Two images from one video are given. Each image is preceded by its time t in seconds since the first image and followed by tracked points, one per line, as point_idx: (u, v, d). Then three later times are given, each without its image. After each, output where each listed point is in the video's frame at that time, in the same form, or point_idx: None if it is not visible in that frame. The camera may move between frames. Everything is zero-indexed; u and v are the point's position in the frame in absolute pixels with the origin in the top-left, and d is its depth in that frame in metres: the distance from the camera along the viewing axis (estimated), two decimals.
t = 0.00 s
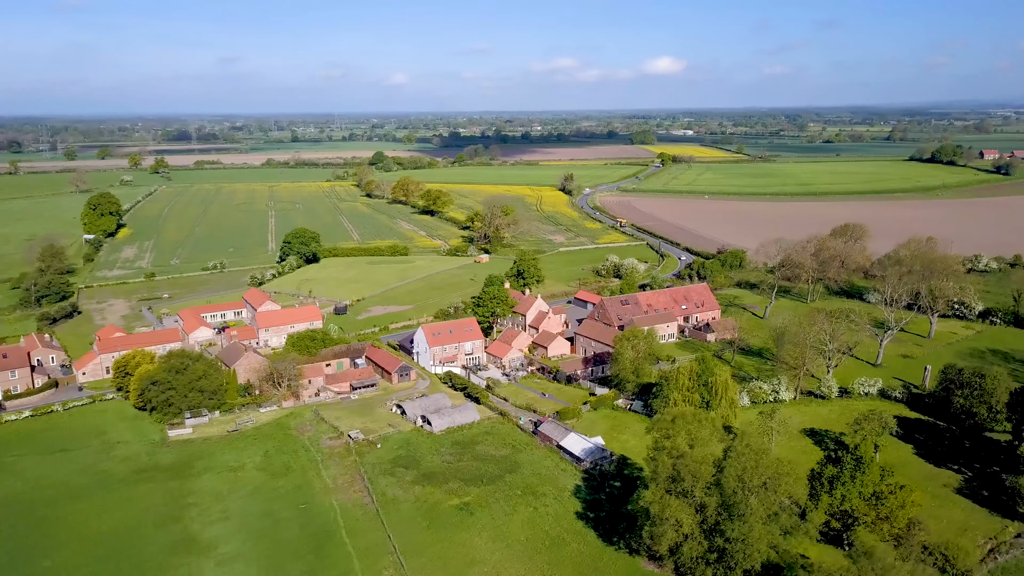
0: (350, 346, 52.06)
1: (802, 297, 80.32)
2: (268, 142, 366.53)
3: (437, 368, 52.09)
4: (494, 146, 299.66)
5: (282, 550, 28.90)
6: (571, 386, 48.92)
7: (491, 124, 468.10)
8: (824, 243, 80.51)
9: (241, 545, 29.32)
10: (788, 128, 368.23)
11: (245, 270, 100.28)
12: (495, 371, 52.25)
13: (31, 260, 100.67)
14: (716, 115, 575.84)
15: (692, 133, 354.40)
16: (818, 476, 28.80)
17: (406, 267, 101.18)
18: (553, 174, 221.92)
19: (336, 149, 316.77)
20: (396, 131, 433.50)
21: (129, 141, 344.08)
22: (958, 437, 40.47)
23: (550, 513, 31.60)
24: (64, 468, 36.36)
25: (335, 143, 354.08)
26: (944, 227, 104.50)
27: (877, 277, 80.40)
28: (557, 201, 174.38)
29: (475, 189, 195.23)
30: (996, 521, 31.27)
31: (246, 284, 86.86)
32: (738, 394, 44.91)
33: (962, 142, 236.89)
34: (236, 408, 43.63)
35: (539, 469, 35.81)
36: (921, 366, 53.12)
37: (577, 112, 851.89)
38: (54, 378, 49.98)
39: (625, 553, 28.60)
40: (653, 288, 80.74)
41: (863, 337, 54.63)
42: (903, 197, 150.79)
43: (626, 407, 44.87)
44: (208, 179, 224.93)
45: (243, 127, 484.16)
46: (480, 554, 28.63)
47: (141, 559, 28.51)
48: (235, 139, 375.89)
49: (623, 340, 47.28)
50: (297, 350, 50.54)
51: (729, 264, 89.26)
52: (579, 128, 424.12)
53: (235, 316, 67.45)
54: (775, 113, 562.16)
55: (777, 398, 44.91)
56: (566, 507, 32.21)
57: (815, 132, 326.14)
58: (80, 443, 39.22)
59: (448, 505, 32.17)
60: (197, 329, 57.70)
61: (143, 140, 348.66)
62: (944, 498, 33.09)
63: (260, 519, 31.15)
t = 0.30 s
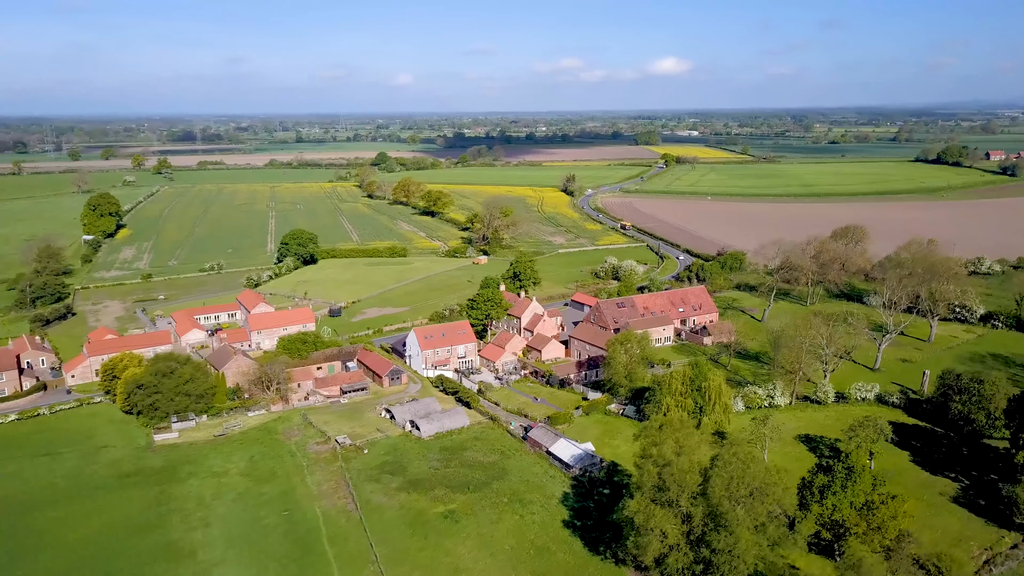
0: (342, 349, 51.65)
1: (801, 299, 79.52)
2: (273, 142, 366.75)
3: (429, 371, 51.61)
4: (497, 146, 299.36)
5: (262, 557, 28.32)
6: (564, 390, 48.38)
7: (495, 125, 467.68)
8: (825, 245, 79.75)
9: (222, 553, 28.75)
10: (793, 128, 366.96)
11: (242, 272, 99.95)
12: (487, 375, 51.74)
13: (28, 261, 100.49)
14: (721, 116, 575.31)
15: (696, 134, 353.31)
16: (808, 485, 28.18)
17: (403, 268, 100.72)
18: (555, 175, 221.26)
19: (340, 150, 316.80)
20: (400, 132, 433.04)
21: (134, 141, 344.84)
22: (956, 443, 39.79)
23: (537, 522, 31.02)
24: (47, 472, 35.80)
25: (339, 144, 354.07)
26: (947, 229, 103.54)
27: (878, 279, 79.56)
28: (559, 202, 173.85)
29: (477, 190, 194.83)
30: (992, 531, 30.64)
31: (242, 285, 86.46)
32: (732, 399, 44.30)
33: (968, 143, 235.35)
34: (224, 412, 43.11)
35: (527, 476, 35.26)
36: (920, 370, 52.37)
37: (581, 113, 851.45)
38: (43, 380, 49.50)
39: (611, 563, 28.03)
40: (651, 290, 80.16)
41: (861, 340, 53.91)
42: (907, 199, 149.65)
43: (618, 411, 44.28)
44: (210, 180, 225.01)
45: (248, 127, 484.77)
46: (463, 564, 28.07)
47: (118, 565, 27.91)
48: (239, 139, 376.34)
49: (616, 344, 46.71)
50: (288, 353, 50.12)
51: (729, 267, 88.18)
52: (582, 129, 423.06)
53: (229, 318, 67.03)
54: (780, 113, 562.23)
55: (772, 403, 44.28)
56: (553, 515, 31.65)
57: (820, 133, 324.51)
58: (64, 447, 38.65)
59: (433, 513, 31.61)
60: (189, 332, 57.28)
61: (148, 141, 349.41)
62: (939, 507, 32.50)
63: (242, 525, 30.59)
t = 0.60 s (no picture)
0: (330, 352, 51.20)
1: (797, 302, 78.86)
2: (275, 143, 366.99)
3: (418, 374, 51.11)
4: (498, 147, 299.07)
5: (238, 566, 27.72)
6: (553, 394, 47.92)
7: (497, 125, 466.88)
8: (820, 247, 79.21)
9: (198, 561, 28.09)
10: (795, 130, 366.55)
11: (236, 273, 99.46)
12: (476, 379, 51.28)
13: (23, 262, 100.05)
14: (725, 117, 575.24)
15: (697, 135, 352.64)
16: (794, 493, 27.65)
17: (398, 270, 100.29)
18: (554, 176, 220.69)
19: (341, 151, 316.61)
20: (401, 133, 433.23)
21: (136, 142, 344.90)
22: (948, 450, 39.21)
23: (519, 530, 30.50)
24: (24, 476, 35.04)
25: (341, 145, 353.65)
26: (946, 231, 102.90)
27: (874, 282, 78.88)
28: (557, 203, 173.45)
29: (476, 191, 194.42)
30: (983, 541, 30.06)
31: (235, 287, 86.04)
32: (723, 404, 43.82)
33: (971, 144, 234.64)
34: (208, 416, 42.57)
35: (512, 482, 34.79)
36: (914, 375, 51.79)
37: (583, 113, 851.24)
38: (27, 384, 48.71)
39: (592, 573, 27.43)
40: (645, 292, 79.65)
41: (855, 344, 53.34)
42: (907, 200, 148.89)
43: (607, 416, 43.76)
44: (209, 180, 224.63)
45: (249, 128, 484.47)
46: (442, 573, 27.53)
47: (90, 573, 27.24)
48: (241, 140, 376.16)
49: (606, 347, 46.21)
50: (275, 356, 49.65)
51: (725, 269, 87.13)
52: (583, 130, 422.53)
53: (219, 320, 66.47)
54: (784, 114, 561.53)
55: (762, 408, 43.80)
56: (535, 523, 31.13)
57: (822, 134, 323.50)
58: (44, 451, 37.85)
59: (415, 520, 31.10)
60: (177, 334, 57.13)
61: (150, 141, 349.32)
62: (929, 515, 31.96)
63: (219, 532, 29.95)
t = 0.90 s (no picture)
0: (320, 354, 50.82)
1: (795, 304, 78.08)
2: (279, 144, 367.39)
3: (408, 377, 50.69)
4: (500, 148, 298.90)
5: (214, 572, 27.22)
6: (544, 398, 47.48)
7: (501, 126, 466.60)
8: (818, 249, 78.52)
9: (174, 567, 27.56)
10: (800, 130, 365.67)
11: (232, 274, 99.03)
12: (467, 382, 50.86)
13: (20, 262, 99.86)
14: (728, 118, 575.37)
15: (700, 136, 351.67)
16: (781, 502, 27.17)
17: (395, 271, 99.93)
18: (555, 176, 220.12)
19: (343, 151, 316.70)
20: (404, 133, 433.37)
21: (140, 142, 345.57)
22: (943, 456, 38.63)
23: (502, 537, 30.06)
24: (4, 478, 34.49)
25: (344, 145, 354.06)
26: (949, 233, 102.04)
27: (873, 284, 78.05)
28: (558, 204, 173.09)
29: (476, 192, 194.18)
30: (975, 550, 29.49)
31: (230, 288, 85.82)
32: (715, 408, 43.36)
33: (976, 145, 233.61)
34: (194, 419, 42.09)
35: (497, 488, 34.37)
36: (910, 379, 51.11)
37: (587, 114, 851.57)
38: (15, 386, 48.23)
39: None
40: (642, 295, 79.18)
41: (851, 347, 52.70)
42: (910, 202, 147.96)
43: (597, 420, 43.27)
44: (211, 180, 224.68)
45: (252, 129, 485.21)
46: None
47: None
48: (244, 140, 376.15)
49: (596, 351, 45.71)
50: (265, 358, 49.11)
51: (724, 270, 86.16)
52: (586, 130, 421.81)
53: (212, 322, 66.06)
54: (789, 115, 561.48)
55: (755, 412, 43.30)
56: (519, 530, 30.69)
57: (825, 135, 321.99)
58: (26, 454, 37.23)
59: (397, 527, 30.66)
60: (168, 336, 56.80)
61: (154, 142, 349.95)
62: (920, 524, 31.44)
63: (197, 538, 29.45)
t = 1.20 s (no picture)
0: (313, 356, 50.48)
1: (794, 306, 77.20)
2: (285, 144, 368.19)
3: (401, 380, 50.40)
4: (505, 148, 298.70)
5: None
6: (536, 401, 47.10)
7: (506, 126, 466.17)
8: (818, 252, 77.63)
9: (153, 572, 27.20)
10: (807, 131, 363.92)
11: (231, 275, 98.90)
12: (460, 384, 50.53)
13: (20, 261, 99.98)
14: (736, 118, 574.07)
15: (707, 136, 350.64)
16: (768, 510, 26.69)
17: (393, 272, 99.77)
18: (559, 177, 219.65)
19: (349, 152, 317.02)
20: (410, 133, 433.89)
21: (147, 142, 347.14)
22: (938, 462, 37.97)
23: (487, 543, 29.67)
24: None
25: (350, 146, 354.56)
26: (954, 235, 101.00)
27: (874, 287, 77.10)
28: (560, 205, 172.62)
29: (479, 192, 194.10)
30: (968, 559, 28.97)
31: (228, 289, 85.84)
32: (708, 413, 42.91)
33: (984, 146, 231.77)
34: (184, 421, 41.89)
35: (484, 493, 33.98)
36: (908, 383, 50.41)
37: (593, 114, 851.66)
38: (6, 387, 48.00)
39: None
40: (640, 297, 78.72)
41: (849, 351, 52.03)
42: (915, 204, 146.75)
43: (589, 423, 42.79)
44: (216, 181, 225.13)
45: (258, 129, 486.45)
46: None
47: None
48: (252, 140, 376.74)
49: (589, 355, 45.29)
50: (256, 360, 48.31)
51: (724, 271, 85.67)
52: (591, 131, 421.05)
53: (207, 322, 65.81)
54: (797, 116, 560.00)
55: (749, 417, 42.77)
56: (504, 536, 30.30)
57: (832, 136, 320.18)
58: (12, 456, 36.91)
59: (381, 532, 30.28)
60: (162, 337, 56.58)
61: (161, 142, 351.27)
62: (913, 532, 30.92)
63: (178, 542, 29.08)
